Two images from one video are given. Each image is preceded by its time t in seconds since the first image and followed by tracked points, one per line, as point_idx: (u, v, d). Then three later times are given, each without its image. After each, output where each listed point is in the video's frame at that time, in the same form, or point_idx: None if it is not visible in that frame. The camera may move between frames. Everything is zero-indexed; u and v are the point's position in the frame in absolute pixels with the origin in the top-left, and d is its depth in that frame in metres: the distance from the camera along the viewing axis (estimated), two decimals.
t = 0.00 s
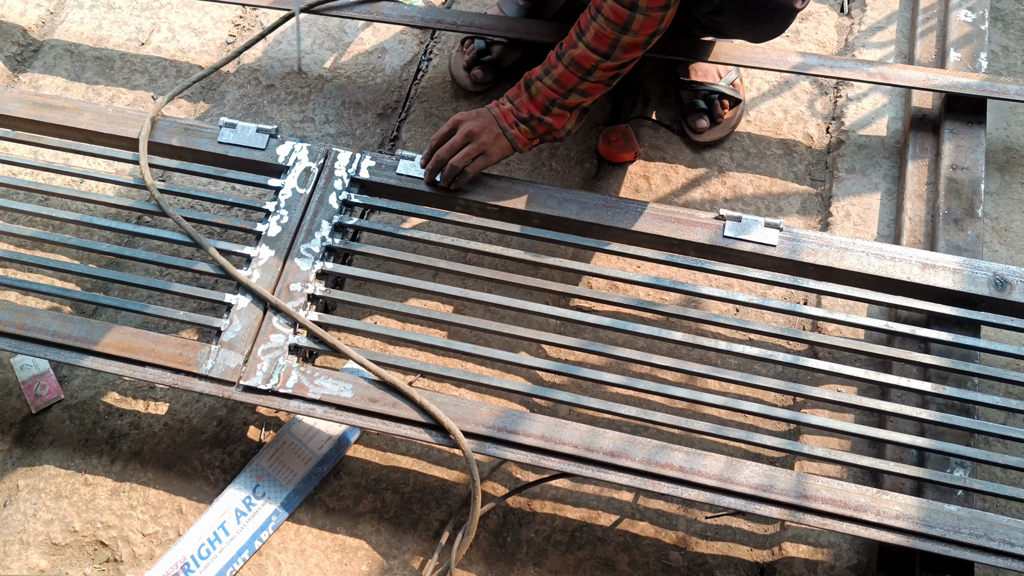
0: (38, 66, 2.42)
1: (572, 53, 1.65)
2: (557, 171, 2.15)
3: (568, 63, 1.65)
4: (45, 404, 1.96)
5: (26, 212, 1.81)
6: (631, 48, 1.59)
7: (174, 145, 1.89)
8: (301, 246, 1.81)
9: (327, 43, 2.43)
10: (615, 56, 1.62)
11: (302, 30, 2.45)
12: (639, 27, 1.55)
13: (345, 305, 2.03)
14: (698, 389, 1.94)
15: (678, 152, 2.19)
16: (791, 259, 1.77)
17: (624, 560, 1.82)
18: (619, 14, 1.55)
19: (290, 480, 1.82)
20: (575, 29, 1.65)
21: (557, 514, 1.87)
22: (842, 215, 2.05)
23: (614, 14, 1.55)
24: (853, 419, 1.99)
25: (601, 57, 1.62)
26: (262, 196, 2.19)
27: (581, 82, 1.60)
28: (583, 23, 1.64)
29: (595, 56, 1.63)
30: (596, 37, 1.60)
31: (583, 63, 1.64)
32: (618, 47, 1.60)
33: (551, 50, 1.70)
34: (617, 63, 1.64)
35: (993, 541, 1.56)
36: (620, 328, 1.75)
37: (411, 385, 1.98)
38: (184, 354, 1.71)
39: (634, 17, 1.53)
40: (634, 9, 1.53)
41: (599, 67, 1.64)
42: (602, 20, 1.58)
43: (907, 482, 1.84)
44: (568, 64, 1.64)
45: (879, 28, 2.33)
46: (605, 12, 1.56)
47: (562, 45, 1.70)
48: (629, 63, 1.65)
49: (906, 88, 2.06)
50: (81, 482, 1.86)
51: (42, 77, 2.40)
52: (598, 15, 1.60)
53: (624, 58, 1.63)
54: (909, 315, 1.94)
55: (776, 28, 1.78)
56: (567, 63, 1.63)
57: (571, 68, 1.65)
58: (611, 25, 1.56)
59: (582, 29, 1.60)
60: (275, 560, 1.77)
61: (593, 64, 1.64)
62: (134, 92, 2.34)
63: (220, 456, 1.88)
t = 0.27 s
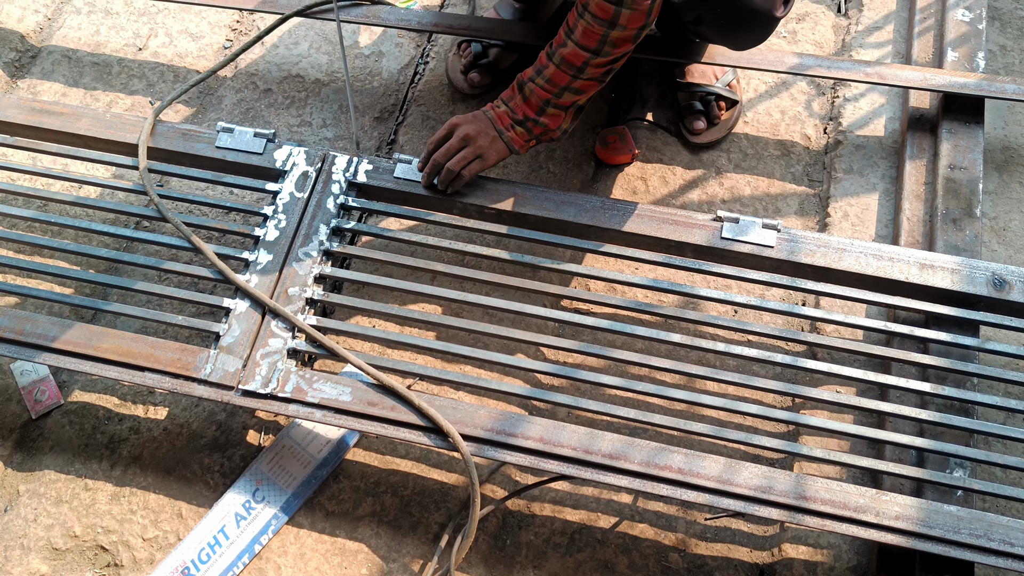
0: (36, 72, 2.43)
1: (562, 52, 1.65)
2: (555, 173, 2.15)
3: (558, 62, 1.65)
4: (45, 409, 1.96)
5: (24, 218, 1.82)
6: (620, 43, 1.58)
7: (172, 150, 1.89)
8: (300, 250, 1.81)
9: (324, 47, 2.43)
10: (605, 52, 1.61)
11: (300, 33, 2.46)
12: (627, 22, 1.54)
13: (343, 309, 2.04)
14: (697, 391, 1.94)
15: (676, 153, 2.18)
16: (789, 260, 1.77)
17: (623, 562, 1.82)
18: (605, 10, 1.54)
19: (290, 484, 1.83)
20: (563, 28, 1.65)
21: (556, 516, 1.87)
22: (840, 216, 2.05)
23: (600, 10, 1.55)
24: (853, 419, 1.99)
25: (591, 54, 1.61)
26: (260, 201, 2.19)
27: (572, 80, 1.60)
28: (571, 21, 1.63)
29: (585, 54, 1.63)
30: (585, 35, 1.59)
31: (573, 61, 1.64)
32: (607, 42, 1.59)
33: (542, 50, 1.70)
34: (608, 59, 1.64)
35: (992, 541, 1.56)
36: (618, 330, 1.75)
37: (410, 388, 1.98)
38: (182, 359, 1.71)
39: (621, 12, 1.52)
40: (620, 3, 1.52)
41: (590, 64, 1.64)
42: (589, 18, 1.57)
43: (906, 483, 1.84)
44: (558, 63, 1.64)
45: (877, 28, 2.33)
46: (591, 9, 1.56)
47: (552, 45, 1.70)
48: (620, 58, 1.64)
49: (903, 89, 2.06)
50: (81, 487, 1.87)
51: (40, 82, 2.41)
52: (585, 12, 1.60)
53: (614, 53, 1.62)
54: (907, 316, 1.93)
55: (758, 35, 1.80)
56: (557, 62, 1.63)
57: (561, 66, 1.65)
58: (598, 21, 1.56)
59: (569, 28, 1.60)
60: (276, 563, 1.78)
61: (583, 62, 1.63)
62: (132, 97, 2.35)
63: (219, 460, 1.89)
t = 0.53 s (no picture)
0: (40, 73, 2.44)
1: (560, 53, 1.66)
2: (557, 175, 2.15)
3: (557, 63, 1.66)
4: (47, 410, 1.96)
5: (27, 218, 1.82)
6: (618, 43, 1.60)
7: (175, 151, 1.90)
8: (302, 251, 1.81)
9: (327, 48, 2.44)
10: (603, 52, 1.62)
11: (302, 35, 2.46)
12: (623, 21, 1.56)
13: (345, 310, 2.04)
14: (699, 392, 1.94)
15: (678, 155, 2.19)
16: (791, 261, 1.77)
17: (626, 564, 1.82)
18: (601, 10, 1.56)
19: (292, 485, 1.83)
20: (561, 30, 1.67)
21: (558, 517, 1.87)
22: (842, 217, 2.05)
23: (596, 10, 1.57)
24: (855, 421, 1.98)
25: (589, 53, 1.63)
26: (262, 202, 2.20)
27: (571, 80, 1.61)
28: (568, 22, 1.65)
29: (583, 54, 1.64)
30: (582, 34, 1.61)
31: (572, 62, 1.65)
32: (605, 42, 1.60)
33: (541, 53, 1.71)
34: (606, 58, 1.65)
35: (995, 543, 1.55)
36: (620, 331, 1.76)
37: (412, 389, 1.98)
38: (185, 359, 1.72)
39: (617, 10, 1.54)
40: (615, 3, 1.54)
41: (588, 64, 1.65)
42: (586, 17, 1.59)
43: (909, 484, 1.84)
44: (557, 64, 1.65)
45: (878, 30, 2.33)
46: (587, 10, 1.57)
47: (551, 47, 1.72)
48: (618, 58, 1.65)
49: (905, 90, 2.06)
50: (84, 488, 1.87)
51: (43, 84, 2.41)
52: (582, 13, 1.62)
53: (612, 52, 1.63)
54: (909, 317, 1.93)
55: (753, 51, 1.83)
56: (556, 63, 1.64)
57: (560, 68, 1.66)
58: (595, 21, 1.58)
59: (566, 29, 1.61)
60: (278, 564, 1.78)
61: (581, 62, 1.65)
62: (135, 98, 2.35)
63: (221, 461, 1.89)
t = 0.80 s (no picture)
0: (46, 70, 2.43)
1: (566, 52, 1.66)
2: (562, 175, 2.15)
3: (562, 63, 1.66)
4: (52, 407, 1.97)
5: (33, 215, 1.82)
6: (623, 42, 1.59)
7: (181, 148, 1.89)
8: (308, 250, 1.81)
9: (333, 46, 2.43)
10: (608, 51, 1.62)
11: (309, 33, 2.46)
12: (628, 20, 1.55)
13: (351, 309, 2.04)
14: (704, 393, 1.94)
15: (684, 155, 2.18)
16: (797, 263, 1.77)
17: (630, 564, 1.82)
18: (606, 10, 1.55)
19: (296, 483, 1.83)
20: (566, 29, 1.66)
21: (562, 517, 1.87)
22: (849, 219, 2.05)
23: (601, 9, 1.56)
24: (860, 423, 1.98)
25: (594, 53, 1.62)
26: (268, 200, 2.19)
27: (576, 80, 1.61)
28: (573, 22, 1.65)
29: (588, 53, 1.63)
30: (587, 34, 1.60)
31: (577, 61, 1.65)
32: (610, 42, 1.60)
33: (546, 52, 1.71)
34: (612, 58, 1.64)
35: (1000, 546, 1.55)
36: (626, 331, 1.75)
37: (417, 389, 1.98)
38: (190, 357, 1.72)
39: (622, 10, 1.53)
40: (620, 2, 1.53)
41: (593, 63, 1.65)
42: (591, 17, 1.58)
43: (913, 487, 1.84)
44: (562, 64, 1.64)
45: (886, 32, 2.32)
46: (592, 9, 1.57)
47: (557, 46, 1.71)
48: (624, 57, 1.65)
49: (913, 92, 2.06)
50: (89, 485, 1.87)
51: (49, 81, 2.41)
52: (587, 12, 1.61)
53: (618, 51, 1.63)
54: (915, 320, 1.93)
55: (753, 55, 1.83)
56: (561, 63, 1.64)
57: (565, 67, 1.66)
58: (600, 21, 1.57)
59: (571, 29, 1.61)
60: (282, 562, 1.78)
61: (587, 62, 1.64)
62: (141, 96, 2.35)
63: (226, 459, 1.89)
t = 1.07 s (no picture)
0: (49, 67, 2.43)
1: (570, 49, 1.65)
2: (567, 172, 2.14)
3: (567, 60, 1.65)
4: (57, 405, 1.96)
5: (37, 213, 1.81)
6: (628, 38, 1.58)
7: (185, 146, 1.89)
8: (312, 247, 1.81)
9: (337, 43, 2.43)
10: (613, 47, 1.61)
11: (312, 30, 2.45)
12: (633, 16, 1.54)
13: (356, 307, 2.04)
14: (709, 390, 1.94)
15: (689, 152, 2.18)
16: (803, 260, 1.76)
17: (635, 562, 1.82)
18: (611, 5, 1.54)
19: (301, 481, 1.83)
20: (571, 26, 1.66)
21: (567, 515, 1.87)
22: (854, 217, 2.05)
23: (606, 5, 1.55)
24: (865, 421, 1.98)
25: (599, 49, 1.61)
26: (272, 197, 2.19)
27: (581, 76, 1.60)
28: (578, 18, 1.64)
29: (593, 50, 1.63)
30: (592, 31, 1.60)
31: (582, 58, 1.64)
32: (614, 38, 1.59)
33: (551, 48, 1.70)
34: (617, 54, 1.64)
35: (1005, 543, 1.55)
36: (631, 329, 1.75)
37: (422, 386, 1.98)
38: (195, 355, 1.71)
39: (627, 6, 1.53)
40: None
41: (598, 60, 1.64)
42: (596, 13, 1.57)
43: (919, 484, 1.84)
44: (567, 60, 1.64)
45: (892, 28, 2.32)
46: (597, 5, 1.56)
47: (561, 43, 1.70)
48: (629, 53, 1.64)
49: (919, 89, 2.05)
50: (93, 482, 1.87)
51: (53, 78, 2.40)
52: (591, 8, 1.60)
53: (623, 48, 1.62)
54: (921, 317, 1.93)
55: (756, 53, 1.81)
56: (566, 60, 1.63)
57: (570, 64, 1.65)
58: (604, 17, 1.56)
59: (576, 25, 1.60)
60: (287, 560, 1.78)
61: (591, 58, 1.63)
62: (145, 93, 2.35)
63: (231, 457, 1.89)
